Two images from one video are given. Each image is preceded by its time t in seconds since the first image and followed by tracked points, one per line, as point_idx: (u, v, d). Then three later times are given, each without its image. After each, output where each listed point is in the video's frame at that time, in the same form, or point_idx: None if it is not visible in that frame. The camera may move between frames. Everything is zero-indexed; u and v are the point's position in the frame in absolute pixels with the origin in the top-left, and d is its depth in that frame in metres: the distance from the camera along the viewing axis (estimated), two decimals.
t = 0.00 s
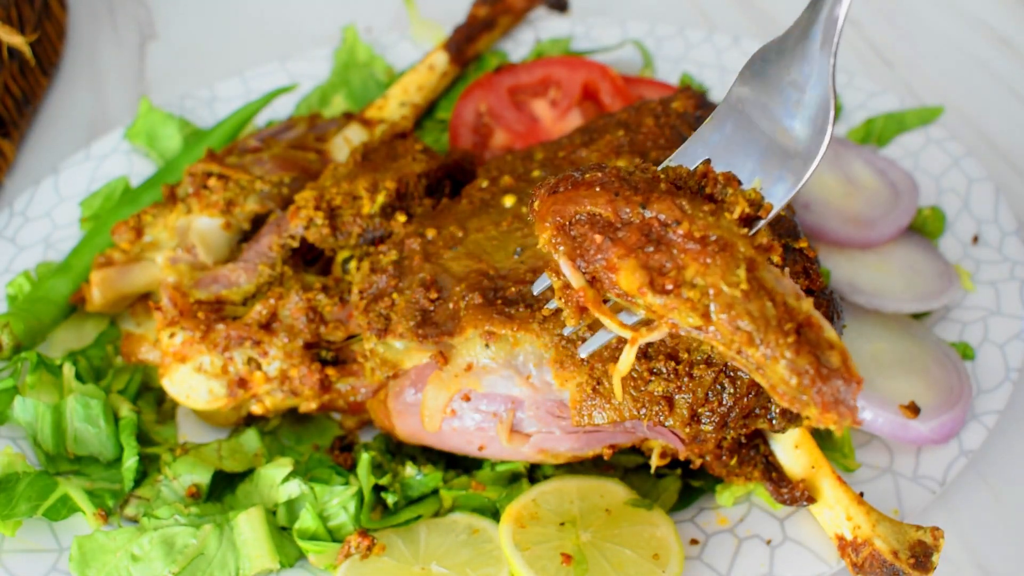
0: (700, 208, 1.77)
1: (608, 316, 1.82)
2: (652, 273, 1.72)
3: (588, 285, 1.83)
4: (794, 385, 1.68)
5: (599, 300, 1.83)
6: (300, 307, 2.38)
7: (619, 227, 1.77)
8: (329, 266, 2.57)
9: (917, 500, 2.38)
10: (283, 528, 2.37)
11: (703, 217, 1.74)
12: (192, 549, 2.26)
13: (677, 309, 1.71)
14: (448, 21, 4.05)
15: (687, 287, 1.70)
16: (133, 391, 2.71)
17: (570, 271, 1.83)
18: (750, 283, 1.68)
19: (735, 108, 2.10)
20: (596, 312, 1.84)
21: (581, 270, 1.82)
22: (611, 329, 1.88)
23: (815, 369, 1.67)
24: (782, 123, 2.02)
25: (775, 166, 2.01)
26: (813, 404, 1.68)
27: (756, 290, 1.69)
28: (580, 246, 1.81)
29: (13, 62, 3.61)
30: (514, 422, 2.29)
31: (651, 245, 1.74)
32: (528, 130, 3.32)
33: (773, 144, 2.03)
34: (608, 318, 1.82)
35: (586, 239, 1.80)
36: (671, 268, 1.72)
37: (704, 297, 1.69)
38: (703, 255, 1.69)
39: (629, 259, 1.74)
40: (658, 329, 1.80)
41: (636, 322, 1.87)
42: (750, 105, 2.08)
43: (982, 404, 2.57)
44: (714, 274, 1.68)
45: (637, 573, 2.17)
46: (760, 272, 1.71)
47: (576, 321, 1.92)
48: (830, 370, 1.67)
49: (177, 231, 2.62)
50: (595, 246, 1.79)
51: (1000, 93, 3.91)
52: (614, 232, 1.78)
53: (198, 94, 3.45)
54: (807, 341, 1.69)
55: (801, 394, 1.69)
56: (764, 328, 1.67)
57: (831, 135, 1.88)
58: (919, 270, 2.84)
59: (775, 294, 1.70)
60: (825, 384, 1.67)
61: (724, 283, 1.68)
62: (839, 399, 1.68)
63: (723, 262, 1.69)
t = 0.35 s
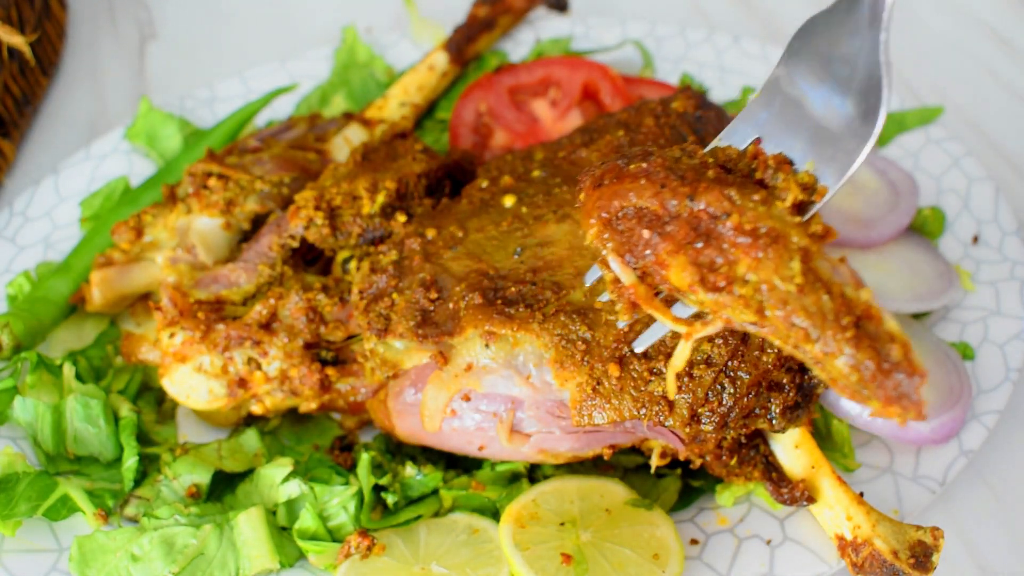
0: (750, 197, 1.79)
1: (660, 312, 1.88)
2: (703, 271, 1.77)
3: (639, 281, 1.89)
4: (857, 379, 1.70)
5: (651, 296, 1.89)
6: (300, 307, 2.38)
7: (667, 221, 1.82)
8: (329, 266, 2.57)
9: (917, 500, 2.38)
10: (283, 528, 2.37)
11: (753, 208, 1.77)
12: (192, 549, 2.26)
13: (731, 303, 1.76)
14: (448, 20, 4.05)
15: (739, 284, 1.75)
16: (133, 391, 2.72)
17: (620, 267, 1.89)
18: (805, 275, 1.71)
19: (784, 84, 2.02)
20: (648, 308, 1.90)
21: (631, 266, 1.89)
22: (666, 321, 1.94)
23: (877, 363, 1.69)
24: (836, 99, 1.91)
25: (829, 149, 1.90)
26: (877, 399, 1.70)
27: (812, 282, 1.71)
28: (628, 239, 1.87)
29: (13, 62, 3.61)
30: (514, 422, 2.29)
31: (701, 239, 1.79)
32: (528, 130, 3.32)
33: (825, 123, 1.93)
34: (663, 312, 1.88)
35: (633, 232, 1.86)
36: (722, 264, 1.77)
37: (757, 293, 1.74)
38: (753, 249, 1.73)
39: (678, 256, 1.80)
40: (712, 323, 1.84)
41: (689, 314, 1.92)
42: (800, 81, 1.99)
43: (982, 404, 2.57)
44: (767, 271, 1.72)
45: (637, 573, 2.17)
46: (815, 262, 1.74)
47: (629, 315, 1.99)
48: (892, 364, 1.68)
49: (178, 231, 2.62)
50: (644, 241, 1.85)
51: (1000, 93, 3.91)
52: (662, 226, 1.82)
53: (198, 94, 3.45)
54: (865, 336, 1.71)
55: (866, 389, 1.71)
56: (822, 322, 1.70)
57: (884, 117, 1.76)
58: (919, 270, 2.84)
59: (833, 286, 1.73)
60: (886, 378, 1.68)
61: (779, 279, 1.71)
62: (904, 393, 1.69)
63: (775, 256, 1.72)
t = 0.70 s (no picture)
0: (757, 128, 1.48)
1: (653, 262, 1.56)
2: (701, 211, 1.47)
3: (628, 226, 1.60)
4: (880, 338, 1.36)
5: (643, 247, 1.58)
6: (300, 307, 2.38)
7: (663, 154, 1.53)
8: (329, 266, 2.57)
9: (917, 500, 2.38)
10: (283, 528, 2.37)
11: (762, 138, 1.45)
12: (192, 549, 2.25)
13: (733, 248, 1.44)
14: (448, 20, 4.05)
15: (743, 226, 1.43)
16: (133, 391, 2.72)
17: (608, 212, 1.62)
18: (821, 217, 1.39)
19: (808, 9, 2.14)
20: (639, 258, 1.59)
21: (619, 209, 1.60)
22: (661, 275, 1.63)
23: (903, 320, 1.35)
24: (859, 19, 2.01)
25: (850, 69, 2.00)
26: (903, 362, 1.36)
27: (829, 225, 1.39)
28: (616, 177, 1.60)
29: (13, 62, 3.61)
30: (514, 422, 2.29)
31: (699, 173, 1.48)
32: (528, 130, 3.32)
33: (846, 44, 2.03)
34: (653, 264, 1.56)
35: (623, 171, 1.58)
36: (724, 203, 1.45)
37: (764, 237, 1.42)
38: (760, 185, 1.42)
39: (673, 194, 1.50)
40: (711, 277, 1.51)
41: (687, 266, 1.63)
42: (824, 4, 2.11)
43: (982, 404, 2.57)
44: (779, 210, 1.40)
45: (637, 573, 2.16)
46: (833, 203, 1.40)
47: (616, 268, 1.72)
48: (923, 321, 1.35)
49: (177, 231, 2.62)
50: (633, 179, 1.57)
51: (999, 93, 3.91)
52: (655, 160, 1.54)
53: (198, 94, 3.45)
54: (892, 288, 1.36)
55: (892, 350, 1.36)
56: (839, 272, 1.37)
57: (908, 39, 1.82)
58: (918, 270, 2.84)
59: (853, 229, 1.39)
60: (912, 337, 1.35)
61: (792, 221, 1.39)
62: (932, 355, 1.36)
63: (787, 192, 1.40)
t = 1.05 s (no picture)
0: (775, 40, 1.35)
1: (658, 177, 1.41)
2: (712, 121, 1.32)
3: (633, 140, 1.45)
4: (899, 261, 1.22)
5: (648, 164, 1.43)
6: (300, 307, 2.38)
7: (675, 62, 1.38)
8: (329, 266, 2.57)
9: (917, 500, 2.38)
10: (283, 528, 2.37)
11: (780, 49, 1.32)
12: (192, 549, 2.25)
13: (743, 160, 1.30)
14: (448, 20, 4.05)
15: (757, 136, 1.30)
16: (133, 391, 2.72)
17: (611, 124, 1.48)
18: (840, 130, 1.25)
19: None
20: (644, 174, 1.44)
21: (624, 120, 1.45)
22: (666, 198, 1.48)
23: (924, 241, 1.20)
24: None
25: None
26: (921, 287, 1.21)
27: (848, 139, 1.25)
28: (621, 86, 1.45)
29: (13, 62, 3.60)
30: (514, 422, 2.28)
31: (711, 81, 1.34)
32: (528, 130, 3.32)
33: None
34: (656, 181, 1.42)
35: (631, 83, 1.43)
36: (737, 113, 1.31)
37: (778, 149, 1.28)
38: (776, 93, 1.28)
39: (683, 103, 1.35)
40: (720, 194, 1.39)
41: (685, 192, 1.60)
42: None
43: (982, 404, 2.57)
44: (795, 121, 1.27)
45: (637, 573, 2.16)
46: (852, 119, 1.27)
47: (618, 185, 1.53)
48: (945, 243, 1.20)
49: (177, 231, 2.62)
50: (641, 89, 1.42)
51: (1000, 92, 3.91)
52: (665, 70, 1.39)
53: (198, 94, 3.45)
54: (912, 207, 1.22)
55: (911, 274, 1.22)
56: (857, 190, 1.23)
57: None
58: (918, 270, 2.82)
59: (873, 145, 1.26)
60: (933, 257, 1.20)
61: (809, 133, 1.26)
62: (956, 281, 1.20)
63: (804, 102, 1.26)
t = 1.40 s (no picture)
0: None
1: None
2: None
3: None
4: (823, 121, 1.38)
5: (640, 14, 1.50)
6: (300, 307, 2.38)
7: None
8: (329, 266, 2.57)
9: (917, 500, 2.38)
10: (283, 528, 2.37)
11: None
12: (192, 549, 2.25)
13: None
14: (448, 21, 4.05)
15: None
16: (133, 391, 2.72)
17: None
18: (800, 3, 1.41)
19: None
20: None
21: None
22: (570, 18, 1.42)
23: (850, 104, 1.37)
24: None
25: None
26: (839, 144, 1.38)
27: (806, 8, 1.41)
28: None
29: (13, 62, 3.60)
30: (514, 422, 2.28)
31: None
32: (528, 130, 3.32)
33: None
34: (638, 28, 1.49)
35: None
36: None
37: None
38: None
39: None
40: None
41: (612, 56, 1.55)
42: None
43: (982, 404, 2.57)
44: None
45: (637, 573, 2.16)
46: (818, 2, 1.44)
47: None
48: (869, 111, 1.38)
49: (177, 231, 2.62)
50: None
51: (1000, 93, 3.91)
52: None
53: (198, 94, 3.45)
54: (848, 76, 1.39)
55: (832, 134, 1.39)
56: (804, 46, 1.38)
57: None
58: (919, 270, 2.82)
59: (827, 22, 1.42)
60: (859, 117, 1.37)
61: None
62: (872, 147, 1.38)
63: None
